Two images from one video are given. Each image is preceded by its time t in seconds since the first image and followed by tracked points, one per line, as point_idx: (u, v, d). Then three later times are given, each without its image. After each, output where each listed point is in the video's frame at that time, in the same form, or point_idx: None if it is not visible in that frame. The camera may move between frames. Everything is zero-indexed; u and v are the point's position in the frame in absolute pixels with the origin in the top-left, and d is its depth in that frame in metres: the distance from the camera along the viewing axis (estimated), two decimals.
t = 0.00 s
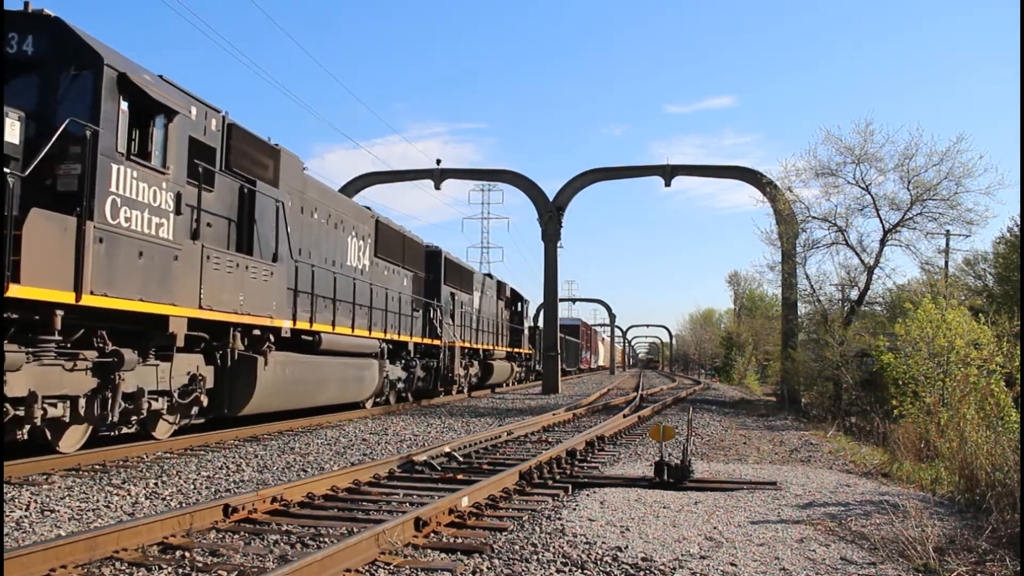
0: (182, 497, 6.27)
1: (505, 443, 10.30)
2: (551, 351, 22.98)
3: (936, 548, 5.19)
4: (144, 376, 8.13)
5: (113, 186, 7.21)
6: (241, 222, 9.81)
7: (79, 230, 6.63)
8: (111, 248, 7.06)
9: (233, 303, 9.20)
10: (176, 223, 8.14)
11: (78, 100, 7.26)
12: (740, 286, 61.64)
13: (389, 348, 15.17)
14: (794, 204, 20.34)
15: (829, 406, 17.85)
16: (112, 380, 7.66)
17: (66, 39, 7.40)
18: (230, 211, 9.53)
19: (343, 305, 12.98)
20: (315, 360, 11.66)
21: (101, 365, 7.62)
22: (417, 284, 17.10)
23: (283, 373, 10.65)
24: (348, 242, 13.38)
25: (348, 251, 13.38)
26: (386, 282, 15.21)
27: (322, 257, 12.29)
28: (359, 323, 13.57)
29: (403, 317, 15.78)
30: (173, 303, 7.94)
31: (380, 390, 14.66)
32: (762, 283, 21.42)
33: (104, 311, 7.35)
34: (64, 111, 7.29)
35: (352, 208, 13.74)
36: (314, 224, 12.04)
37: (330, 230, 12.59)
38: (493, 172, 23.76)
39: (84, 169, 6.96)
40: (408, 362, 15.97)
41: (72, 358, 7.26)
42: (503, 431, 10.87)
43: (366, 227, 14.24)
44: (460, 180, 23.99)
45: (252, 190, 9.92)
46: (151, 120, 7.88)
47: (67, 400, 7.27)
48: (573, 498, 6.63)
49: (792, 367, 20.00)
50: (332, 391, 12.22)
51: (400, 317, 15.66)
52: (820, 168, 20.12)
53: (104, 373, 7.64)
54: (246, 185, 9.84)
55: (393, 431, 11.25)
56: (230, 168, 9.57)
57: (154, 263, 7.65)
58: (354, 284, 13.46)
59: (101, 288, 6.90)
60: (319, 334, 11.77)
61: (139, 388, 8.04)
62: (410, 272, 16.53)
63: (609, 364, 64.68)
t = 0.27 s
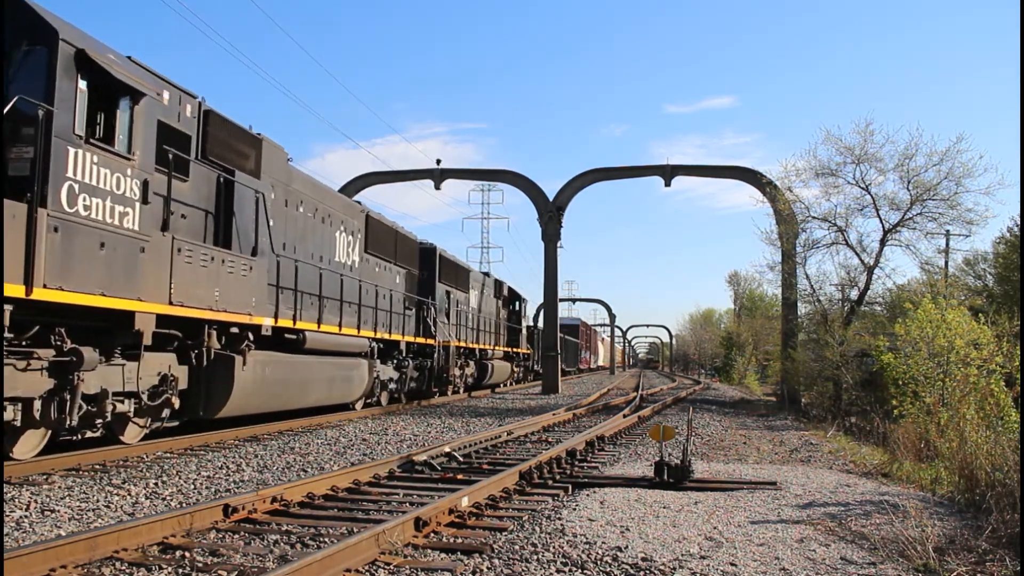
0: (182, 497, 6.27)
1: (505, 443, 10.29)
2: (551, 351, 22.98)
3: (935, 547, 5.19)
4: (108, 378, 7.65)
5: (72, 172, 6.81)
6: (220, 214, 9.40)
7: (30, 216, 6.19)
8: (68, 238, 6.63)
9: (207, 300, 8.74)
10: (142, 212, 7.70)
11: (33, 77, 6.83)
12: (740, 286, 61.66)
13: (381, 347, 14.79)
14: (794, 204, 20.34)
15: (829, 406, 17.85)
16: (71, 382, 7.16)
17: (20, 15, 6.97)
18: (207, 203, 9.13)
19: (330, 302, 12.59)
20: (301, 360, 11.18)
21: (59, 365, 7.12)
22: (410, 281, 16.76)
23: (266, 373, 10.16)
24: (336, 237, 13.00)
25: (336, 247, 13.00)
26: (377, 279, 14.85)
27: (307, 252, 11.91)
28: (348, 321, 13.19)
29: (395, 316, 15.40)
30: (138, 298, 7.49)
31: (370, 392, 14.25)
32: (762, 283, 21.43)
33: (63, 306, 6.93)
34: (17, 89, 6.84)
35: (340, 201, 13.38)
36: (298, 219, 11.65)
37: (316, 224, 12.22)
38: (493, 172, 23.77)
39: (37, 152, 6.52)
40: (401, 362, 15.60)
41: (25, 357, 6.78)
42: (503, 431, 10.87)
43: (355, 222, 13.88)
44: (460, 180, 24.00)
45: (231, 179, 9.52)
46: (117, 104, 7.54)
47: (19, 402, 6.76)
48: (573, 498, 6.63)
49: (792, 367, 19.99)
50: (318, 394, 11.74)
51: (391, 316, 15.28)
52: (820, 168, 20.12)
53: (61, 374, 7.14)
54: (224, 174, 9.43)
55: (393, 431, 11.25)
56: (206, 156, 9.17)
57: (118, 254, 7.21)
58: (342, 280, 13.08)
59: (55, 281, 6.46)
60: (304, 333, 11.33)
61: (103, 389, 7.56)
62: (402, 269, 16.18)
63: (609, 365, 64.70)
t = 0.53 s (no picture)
0: (182, 497, 6.27)
1: (505, 443, 10.30)
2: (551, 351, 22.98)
3: (935, 547, 5.20)
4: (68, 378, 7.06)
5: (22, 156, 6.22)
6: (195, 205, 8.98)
7: None
8: (18, 226, 6.09)
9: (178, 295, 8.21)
10: (105, 200, 7.16)
11: None
12: (739, 287, 61.66)
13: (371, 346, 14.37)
14: (794, 204, 20.34)
15: (829, 406, 17.85)
16: (22, 382, 6.54)
17: None
18: (180, 193, 8.70)
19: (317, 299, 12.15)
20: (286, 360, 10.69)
21: (10, 364, 6.53)
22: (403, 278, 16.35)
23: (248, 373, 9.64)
24: (323, 232, 12.55)
25: (323, 242, 12.55)
26: (368, 275, 14.41)
27: (292, 247, 11.47)
28: (336, 319, 12.75)
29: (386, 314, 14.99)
30: (99, 292, 6.95)
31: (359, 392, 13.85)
32: (762, 283, 21.43)
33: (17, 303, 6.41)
34: None
35: (328, 195, 12.94)
36: (282, 212, 11.19)
37: (301, 218, 11.76)
38: (493, 172, 23.78)
39: None
40: (392, 362, 15.20)
41: None
42: (503, 431, 10.88)
43: (344, 216, 13.42)
44: (460, 181, 24.01)
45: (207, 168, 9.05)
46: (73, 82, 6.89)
47: None
48: (573, 498, 6.63)
49: (792, 367, 19.99)
50: (305, 394, 11.23)
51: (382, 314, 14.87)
52: (820, 168, 20.13)
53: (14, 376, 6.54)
54: (199, 163, 8.97)
55: (393, 430, 11.25)
56: (181, 145, 8.75)
57: (74, 244, 6.67)
58: (329, 276, 12.63)
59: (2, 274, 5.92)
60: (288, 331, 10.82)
61: (60, 390, 6.94)
62: (394, 266, 15.76)
63: (609, 365, 64.75)
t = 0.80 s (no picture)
0: (182, 497, 6.27)
1: (505, 443, 10.30)
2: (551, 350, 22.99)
3: (935, 547, 5.19)
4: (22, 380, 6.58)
5: None
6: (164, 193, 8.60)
7: None
8: None
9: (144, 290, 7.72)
10: (59, 185, 6.74)
11: None
12: (739, 287, 61.68)
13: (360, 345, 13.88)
14: (794, 204, 20.33)
15: (829, 406, 17.86)
16: None
17: None
18: (149, 181, 8.35)
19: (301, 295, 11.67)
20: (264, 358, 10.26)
21: None
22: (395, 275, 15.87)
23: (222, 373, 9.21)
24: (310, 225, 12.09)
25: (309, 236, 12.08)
26: (358, 272, 13.93)
27: (274, 241, 11.01)
28: (321, 317, 12.24)
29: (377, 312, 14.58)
30: (53, 287, 6.47)
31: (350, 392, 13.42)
32: (762, 283, 21.43)
33: None
34: None
35: (316, 187, 12.49)
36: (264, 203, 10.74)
37: (285, 210, 11.30)
38: (493, 172, 23.78)
39: None
40: (382, 362, 14.78)
41: None
42: (503, 431, 10.87)
43: (333, 210, 12.96)
44: (461, 181, 24.01)
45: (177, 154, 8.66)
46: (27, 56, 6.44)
47: None
48: (573, 498, 6.62)
49: (792, 367, 19.99)
50: (286, 394, 10.81)
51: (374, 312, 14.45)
52: (820, 168, 20.13)
53: None
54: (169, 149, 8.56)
55: (393, 431, 11.25)
56: (149, 129, 8.36)
57: (25, 233, 6.18)
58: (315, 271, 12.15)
59: None
60: (268, 329, 10.38)
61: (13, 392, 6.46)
62: (387, 262, 15.30)
63: (609, 365, 64.78)
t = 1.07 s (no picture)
0: (182, 497, 6.27)
1: (505, 443, 10.29)
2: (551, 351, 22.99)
3: (935, 547, 5.20)
4: None
5: None
6: (130, 181, 8.10)
7: None
8: None
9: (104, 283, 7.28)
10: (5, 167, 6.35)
11: None
12: (739, 287, 61.68)
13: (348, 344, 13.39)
14: (794, 204, 20.33)
15: (829, 406, 17.86)
16: None
17: None
18: (116, 169, 7.86)
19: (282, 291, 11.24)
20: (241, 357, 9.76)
21: None
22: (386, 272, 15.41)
23: (194, 373, 8.70)
24: (293, 218, 11.66)
25: (293, 229, 11.66)
26: (346, 268, 13.48)
27: (254, 234, 10.60)
28: (306, 315, 11.78)
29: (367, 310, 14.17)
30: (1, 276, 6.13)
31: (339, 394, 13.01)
32: (763, 283, 21.43)
33: None
34: None
35: (300, 179, 12.06)
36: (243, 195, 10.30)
37: (265, 201, 10.87)
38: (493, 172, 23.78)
39: None
40: (373, 361, 14.32)
41: None
42: (503, 431, 10.87)
43: (319, 203, 12.53)
44: (461, 181, 24.01)
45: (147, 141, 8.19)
46: None
47: None
48: (573, 498, 6.62)
49: (791, 367, 19.98)
50: (265, 395, 10.30)
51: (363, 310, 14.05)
52: (820, 168, 20.14)
53: None
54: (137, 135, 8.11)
55: (393, 431, 11.26)
56: (115, 114, 7.89)
57: None
58: (298, 266, 11.70)
59: None
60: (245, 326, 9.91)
61: None
62: (377, 258, 14.84)
63: (609, 365, 64.79)
